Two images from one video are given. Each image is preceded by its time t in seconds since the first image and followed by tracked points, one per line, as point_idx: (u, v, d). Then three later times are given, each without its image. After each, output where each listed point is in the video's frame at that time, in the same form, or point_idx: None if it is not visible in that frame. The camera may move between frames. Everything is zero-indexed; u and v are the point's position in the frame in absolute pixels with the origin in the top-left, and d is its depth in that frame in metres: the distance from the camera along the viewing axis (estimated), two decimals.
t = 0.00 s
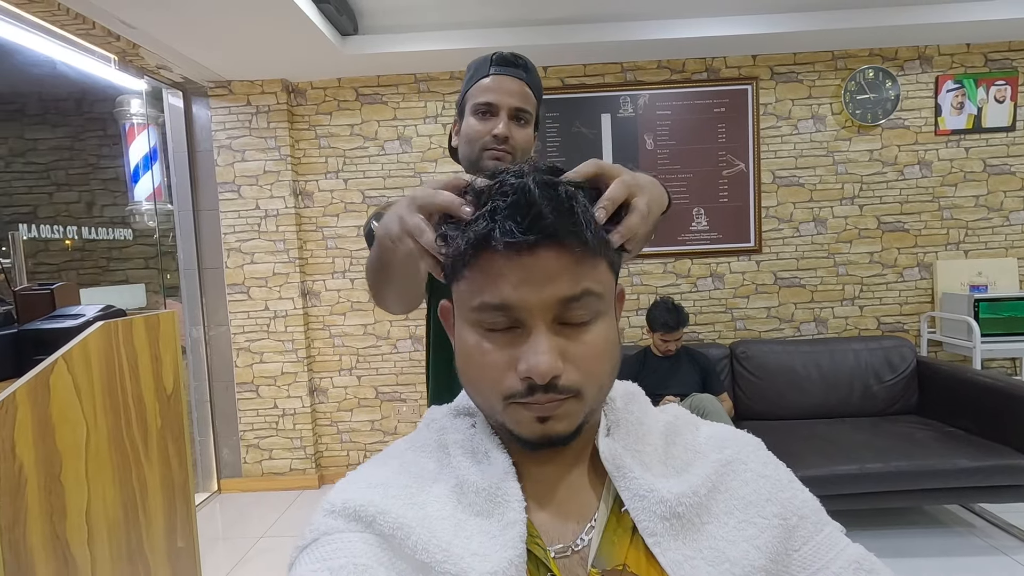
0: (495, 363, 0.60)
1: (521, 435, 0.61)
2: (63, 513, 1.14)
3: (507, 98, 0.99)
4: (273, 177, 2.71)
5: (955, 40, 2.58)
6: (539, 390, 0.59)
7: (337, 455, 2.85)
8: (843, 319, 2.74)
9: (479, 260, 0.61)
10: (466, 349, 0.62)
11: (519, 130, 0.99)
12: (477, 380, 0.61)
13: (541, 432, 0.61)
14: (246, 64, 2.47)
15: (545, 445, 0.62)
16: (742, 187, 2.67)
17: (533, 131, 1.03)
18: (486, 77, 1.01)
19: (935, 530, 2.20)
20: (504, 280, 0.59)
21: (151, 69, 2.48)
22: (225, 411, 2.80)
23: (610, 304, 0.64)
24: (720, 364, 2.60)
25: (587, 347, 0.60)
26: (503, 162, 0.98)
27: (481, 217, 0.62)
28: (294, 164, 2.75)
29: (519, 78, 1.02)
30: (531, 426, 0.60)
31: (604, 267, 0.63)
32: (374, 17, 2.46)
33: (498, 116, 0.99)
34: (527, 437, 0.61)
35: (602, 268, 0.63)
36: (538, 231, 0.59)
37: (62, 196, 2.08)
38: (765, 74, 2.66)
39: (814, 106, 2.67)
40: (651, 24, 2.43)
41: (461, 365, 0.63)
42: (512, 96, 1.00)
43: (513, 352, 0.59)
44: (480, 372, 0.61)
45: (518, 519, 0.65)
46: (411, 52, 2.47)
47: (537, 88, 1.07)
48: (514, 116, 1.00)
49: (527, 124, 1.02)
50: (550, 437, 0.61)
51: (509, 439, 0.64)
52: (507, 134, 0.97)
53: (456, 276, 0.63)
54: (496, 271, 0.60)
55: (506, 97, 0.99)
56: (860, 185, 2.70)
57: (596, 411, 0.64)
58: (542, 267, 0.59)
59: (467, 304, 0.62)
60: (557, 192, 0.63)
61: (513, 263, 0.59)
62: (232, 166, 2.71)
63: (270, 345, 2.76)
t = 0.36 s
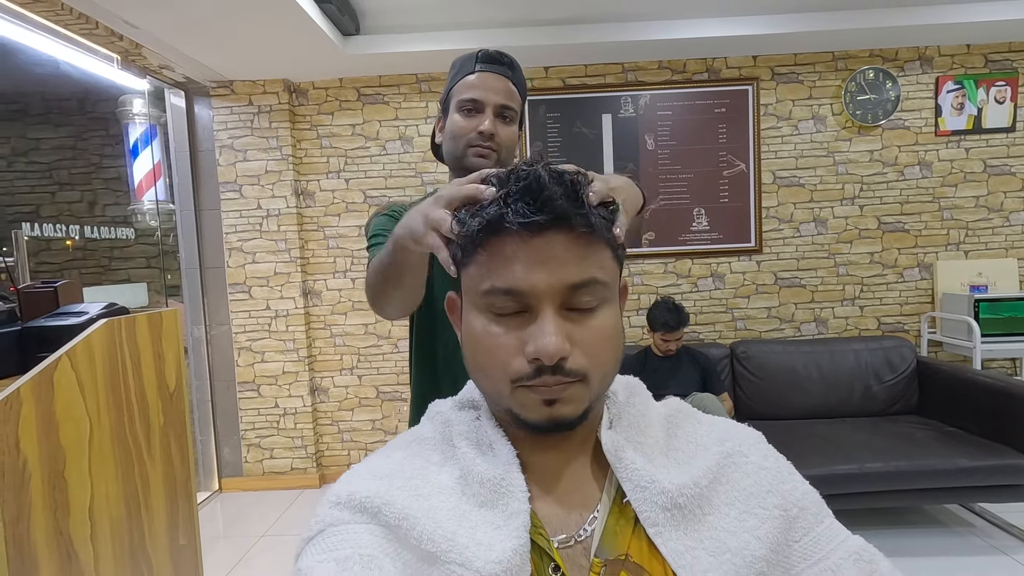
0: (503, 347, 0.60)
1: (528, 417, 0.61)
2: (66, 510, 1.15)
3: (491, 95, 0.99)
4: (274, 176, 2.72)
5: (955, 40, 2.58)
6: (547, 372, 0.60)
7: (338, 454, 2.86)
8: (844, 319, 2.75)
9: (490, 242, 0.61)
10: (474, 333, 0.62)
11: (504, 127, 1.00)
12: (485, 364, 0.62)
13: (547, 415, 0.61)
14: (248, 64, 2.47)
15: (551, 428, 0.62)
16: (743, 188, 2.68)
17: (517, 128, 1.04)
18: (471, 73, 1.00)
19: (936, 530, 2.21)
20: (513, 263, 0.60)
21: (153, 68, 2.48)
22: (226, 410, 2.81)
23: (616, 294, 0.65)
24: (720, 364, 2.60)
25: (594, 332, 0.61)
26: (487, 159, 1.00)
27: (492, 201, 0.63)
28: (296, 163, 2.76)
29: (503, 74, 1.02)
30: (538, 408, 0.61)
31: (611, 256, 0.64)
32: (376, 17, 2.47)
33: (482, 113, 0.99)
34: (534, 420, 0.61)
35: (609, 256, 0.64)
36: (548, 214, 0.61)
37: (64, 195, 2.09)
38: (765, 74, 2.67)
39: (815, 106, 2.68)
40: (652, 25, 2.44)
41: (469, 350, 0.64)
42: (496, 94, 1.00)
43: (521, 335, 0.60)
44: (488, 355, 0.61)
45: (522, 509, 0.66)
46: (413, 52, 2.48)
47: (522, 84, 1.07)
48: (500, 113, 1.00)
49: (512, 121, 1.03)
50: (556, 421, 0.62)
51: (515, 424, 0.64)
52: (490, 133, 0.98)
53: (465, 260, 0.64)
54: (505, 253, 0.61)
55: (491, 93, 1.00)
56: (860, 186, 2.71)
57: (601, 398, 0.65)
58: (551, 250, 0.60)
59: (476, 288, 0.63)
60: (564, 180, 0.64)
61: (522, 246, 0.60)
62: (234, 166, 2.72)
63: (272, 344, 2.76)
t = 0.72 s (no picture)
0: (496, 338, 0.60)
1: (523, 410, 0.60)
2: (59, 514, 1.14)
3: (534, 95, 0.99)
4: (268, 177, 2.70)
5: (947, 42, 2.60)
6: (540, 360, 0.59)
7: (333, 456, 2.85)
8: (838, 319, 2.76)
9: (479, 237, 0.62)
10: (468, 328, 0.62)
11: (547, 129, 0.99)
12: (479, 358, 0.61)
13: (542, 407, 0.60)
14: (241, 64, 2.46)
15: (547, 421, 0.61)
16: (737, 188, 2.69)
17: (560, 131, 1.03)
18: (513, 75, 1.01)
19: (930, 528, 2.22)
20: (503, 252, 0.60)
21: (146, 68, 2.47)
22: (221, 411, 2.79)
23: (611, 288, 0.65)
24: (716, 363, 2.61)
25: (587, 321, 0.60)
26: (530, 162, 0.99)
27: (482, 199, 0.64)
28: (290, 164, 2.74)
29: (545, 74, 1.02)
30: (533, 399, 0.60)
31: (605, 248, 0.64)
32: (370, 17, 2.46)
33: (525, 114, 0.99)
34: (529, 412, 0.60)
35: (602, 248, 0.64)
36: (537, 201, 0.61)
37: (55, 196, 2.08)
38: (759, 75, 2.68)
39: (808, 107, 2.69)
40: (646, 25, 2.45)
41: (463, 346, 0.63)
42: (538, 94, 1.00)
43: (514, 325, 0.59)
44: (481, 348, 0.61)
45: (521, 513, 0.66)
46: (407, 52, 2.47)
47: (563, 84, 1.07)
48: (543, 114, 1.00)
49: (554, 123, 1.02)
50: (552, 413, 0.60)
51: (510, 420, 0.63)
52: (534, 134, 0.97)
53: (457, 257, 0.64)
54: (497, 245, 0.61)
55: (534, 95, 0.99)
56: (854, 186, 2.72)
57: (597, 391, 0.63)
58: (542, 239, 0.60)
59: (468, 283, 0.62)
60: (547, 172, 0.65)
61: (512, 235, 0.60)
62: (228, 166, 2.70)
63: (266, 346, 2.75)
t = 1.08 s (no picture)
0: (497, 336, 0.60)
1: (511, 414, 0.60)
2: (41, 522, 1.12)
3: (614, 85, 0.95)
4: (254, 178, 2.67)
5: (929, 44, 2.64)
6: (536, 367, 0.58)
7: (322, 459, 2.82)
8: (824, 318, 2.79)
9: (497, 230, 0.62)
10: (470, 323, 0.62)
11: (627, 120, 0.95)
12: (476, 355, 0.61)
13: (531, 415, 0.59)
14: (227, 64, 2.44)
15: (533, 430, 0.60)
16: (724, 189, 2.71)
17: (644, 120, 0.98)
18: (593, 65, 0.97)
19: (914, 525, 2.25)
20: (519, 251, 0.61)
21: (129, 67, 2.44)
22: (207, 415, 2.76)
23: (620, 309, 0.65)
24: (704, 363, 2.63)
25: (590, 335, 0.60)
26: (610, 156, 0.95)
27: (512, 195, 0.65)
28: (276, 165, 2.72)
29: (628, 60, 0.96)
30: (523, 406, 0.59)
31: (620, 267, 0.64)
32: (357, 17, 2.45)
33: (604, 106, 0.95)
34: (517, 418, 0.60)
35: (616, 267, 0.63)
36: (564, 207, 0.61)
37: (36, 197, 2.01)
38: (746, 76, 2.70)
39: (794, 109, 2.71)
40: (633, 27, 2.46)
41: (462, 342, 0.63)
42: (619, 83, 0.95)
43: (515, 327, 0.59)
44: (481, 346, 0.61)
45: (514, 520, 0.66)
46: (395, 53, 2.46)
47: (651, 67, 1.00)
48: (622, 105, 0.95)
49: (638, 112, 0.97)
50: (540, 423, 0.60)
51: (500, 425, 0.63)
52: (613, 126, 0.93)
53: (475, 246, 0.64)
54: (514, 242, 0.61)
55: (614, 85, 0.95)
56: (839, 187, 2.75)
57: (590, 409, 0.63)
58: (560, 246, 0.61)
59: (478, 278, 0.63)
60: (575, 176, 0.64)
61: (532, 235, 0.61)
62: (214, 167, 2.67)
63: (253, 348, 2.72)
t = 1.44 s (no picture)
0: (514, 349, 0.60)
1: (520, 428, 0.61)
2: None
3: (643, 75, 0.90)
4: (218, 177, 2.59)
5: (884, 49, 2.75)
6: (553, 386, 0.59)
7: (292, 464, 2.77)
8: (788, 314, 2.88)
9: (526, 240, 0.62)
10: (486, 329, 0.62)
11: (658, 111, 0.90)
12: (491, 365, 0.62)
13: (540, 430, 0.61)
14: (189, 59, 2.36)
15: (541, 445, 0.62)
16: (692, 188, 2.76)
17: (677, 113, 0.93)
18: (619, 54, 0.92)
19: (874, 511, 2.35)
20: (548, 266, 0.61)
21: (81, 60, 2.33)
22: (170, 422, 2.66)
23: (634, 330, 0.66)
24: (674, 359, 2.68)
25: (606, 357, 0.62)
26: (639, 150, 0.90)
27: (547, 201, 0.64)
28: (241, 164, 2.64)
29: (658, 47, 0.91)
30: (532, 421, 0.60)
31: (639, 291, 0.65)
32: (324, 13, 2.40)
33: (632, 98, 0.90)
34: (525, 432, 0.61)
35: (636, 291, 0.65)
36: (599, 229, 0.61)
37: None
38: (712, 78, 2.76)
39: (758, 110, 2.79)
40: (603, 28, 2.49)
41: (476, 347, 0.63)
42: (648, 73, 0.90)
43: (534, 342, 0.60)
44: (496, 355, 0.61)
45: (508, 528, 0.66)
46: (363, 50, 2.42)
47: (683, 54, 0.95)
48: (652, 96, 0.90)
49: (670, 103, 0.92)
50: (549, 438, 0.61)
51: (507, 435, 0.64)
52: (642, 118, 0.88)
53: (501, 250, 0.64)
54: (543, 257, 0.61)
55: (642, 74, 0.90)
56: (801, 186, 2.84)
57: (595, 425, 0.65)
58: (590, 267, 0.61)
59: (500, 284, 0.63)
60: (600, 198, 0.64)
61: (566, 253, 0.61)
62: (174, 166, 2.58)
63: (219, 352, 2.64)
